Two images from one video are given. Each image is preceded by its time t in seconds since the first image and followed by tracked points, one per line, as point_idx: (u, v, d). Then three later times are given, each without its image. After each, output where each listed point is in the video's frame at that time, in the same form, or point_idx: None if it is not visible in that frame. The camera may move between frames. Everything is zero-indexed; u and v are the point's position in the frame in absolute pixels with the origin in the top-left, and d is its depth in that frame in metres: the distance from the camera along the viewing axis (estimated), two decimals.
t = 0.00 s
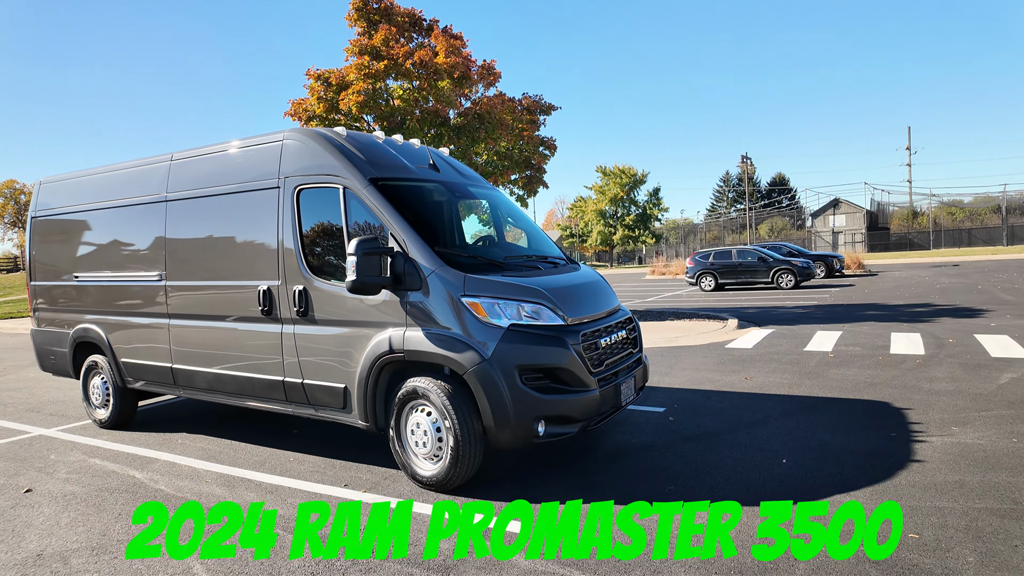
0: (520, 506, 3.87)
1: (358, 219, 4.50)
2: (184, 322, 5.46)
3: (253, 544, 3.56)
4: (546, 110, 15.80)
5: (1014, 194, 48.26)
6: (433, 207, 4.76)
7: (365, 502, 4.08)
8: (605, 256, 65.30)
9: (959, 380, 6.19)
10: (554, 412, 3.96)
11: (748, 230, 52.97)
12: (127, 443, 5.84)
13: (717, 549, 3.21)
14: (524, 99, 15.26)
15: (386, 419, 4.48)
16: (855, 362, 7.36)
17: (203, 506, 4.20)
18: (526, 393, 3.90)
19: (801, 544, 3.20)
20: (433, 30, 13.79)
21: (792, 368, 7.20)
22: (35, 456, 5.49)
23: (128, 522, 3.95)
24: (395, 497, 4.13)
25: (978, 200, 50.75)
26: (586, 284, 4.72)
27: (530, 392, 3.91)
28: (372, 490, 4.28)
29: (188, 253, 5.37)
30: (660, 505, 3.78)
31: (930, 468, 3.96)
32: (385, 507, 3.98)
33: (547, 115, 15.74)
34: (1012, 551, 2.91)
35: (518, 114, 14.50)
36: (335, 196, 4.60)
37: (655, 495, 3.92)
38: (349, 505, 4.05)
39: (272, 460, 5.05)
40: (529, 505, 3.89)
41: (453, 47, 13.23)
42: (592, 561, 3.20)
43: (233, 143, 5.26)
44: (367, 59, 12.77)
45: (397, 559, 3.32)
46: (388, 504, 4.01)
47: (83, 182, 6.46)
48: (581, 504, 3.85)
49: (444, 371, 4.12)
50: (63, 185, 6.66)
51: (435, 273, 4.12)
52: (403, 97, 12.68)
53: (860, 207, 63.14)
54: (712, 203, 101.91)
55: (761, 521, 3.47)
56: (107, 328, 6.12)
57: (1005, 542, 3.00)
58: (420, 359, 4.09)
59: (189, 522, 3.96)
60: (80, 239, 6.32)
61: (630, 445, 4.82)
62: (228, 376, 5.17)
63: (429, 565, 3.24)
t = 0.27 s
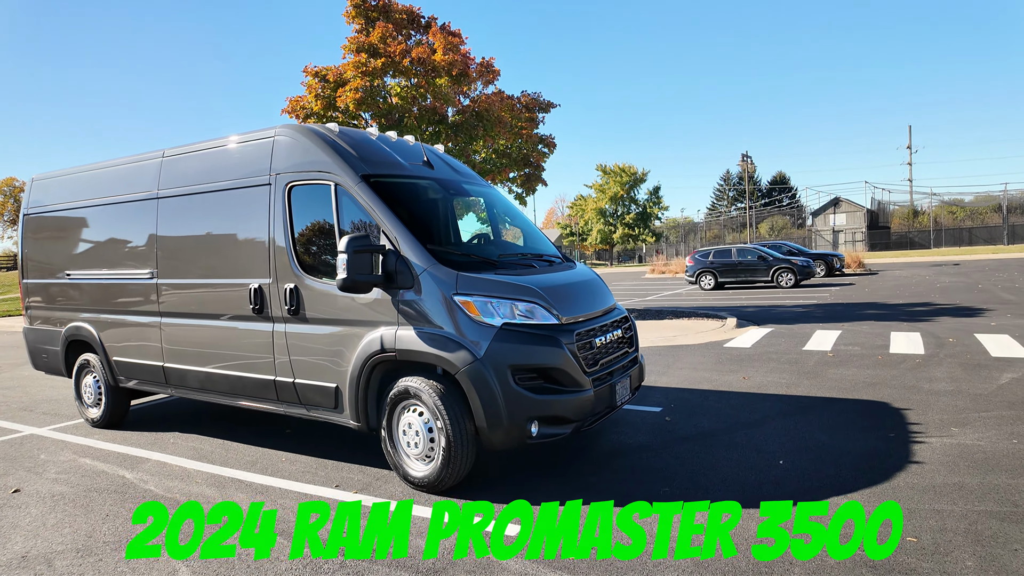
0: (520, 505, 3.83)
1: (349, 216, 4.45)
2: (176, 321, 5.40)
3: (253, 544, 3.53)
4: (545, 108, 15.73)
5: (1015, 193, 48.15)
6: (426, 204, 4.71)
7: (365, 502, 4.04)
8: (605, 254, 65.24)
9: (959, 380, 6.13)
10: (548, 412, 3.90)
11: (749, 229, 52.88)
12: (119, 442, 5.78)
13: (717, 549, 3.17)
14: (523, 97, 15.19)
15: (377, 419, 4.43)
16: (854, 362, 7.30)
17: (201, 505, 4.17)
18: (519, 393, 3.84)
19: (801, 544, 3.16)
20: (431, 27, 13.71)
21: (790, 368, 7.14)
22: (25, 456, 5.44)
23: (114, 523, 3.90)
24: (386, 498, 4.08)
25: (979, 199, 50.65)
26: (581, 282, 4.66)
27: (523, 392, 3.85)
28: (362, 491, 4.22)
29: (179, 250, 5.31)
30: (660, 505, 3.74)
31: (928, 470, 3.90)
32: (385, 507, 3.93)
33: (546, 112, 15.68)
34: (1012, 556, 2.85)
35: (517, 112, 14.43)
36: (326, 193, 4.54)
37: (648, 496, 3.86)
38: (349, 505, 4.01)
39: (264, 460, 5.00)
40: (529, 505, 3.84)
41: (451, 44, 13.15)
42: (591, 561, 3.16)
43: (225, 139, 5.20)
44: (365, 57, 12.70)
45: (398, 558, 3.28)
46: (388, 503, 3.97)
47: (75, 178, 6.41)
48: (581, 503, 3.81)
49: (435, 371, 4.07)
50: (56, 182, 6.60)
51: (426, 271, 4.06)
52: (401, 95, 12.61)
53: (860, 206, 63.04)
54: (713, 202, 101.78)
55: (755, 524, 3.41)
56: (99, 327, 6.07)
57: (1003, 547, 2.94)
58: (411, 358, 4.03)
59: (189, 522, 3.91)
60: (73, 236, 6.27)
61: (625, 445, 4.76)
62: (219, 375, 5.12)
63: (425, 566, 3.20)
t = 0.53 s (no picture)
0: (520, 505, 3.79)
1: (336, 213, 4.40)
2: (164, 318, 5.36)
3: (252, 544, 3.48)
4: (543, 105, 15.67)
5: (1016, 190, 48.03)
6: (414, 201, 4.65)
7: (366, 502, 3.99)
8: (605, 252, 65.20)
9: (956, 378, 6.07)
10: (536, 411, 3.85)
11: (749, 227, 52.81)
12: (108, 441, 5.74)
13: (717, 549, 3.13)
14: (520, 94, 15.14)
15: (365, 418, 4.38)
16: (850, 360, 7.25)
17: (189, 504, 4.13)
18: (506, 392, 3.79)
19: (801, 544, 3.12)
20: (427, 24, 13.65)
21: (786, 366, 7.09)
22: (13, 455, 5.40)
23: (97, 524, 3.85)
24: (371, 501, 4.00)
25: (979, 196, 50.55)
26: (573, 280, 4.61)
27: (510, 391, 3.80)
28: (349, 491, 4.18)
29: (168, 248, 5.27)
30: (660, 505, 3.69)
31: (922, 470, 3.85)
32: (385, 506, 3.89)
33: (544, 110, 15.62)
34: (1005, 558, 2.80)
35: (514, 109, 14.38)
36: (313, 190, 4.50)
37: (638, 497, 3.81)
38: (350, 505, 3.96)
39: (252, 459, 4.95)
40: (530, 505, 3.80)
41: (448, 40, 13.09)
42: (591, 561, 3.13)
43: (212, 136, 5.15)
44: (360, 53, 12.63)
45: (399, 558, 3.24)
46: (388, 503, 3.92)
47: (64, 175, 6.36)
48: (581, 503, 3.77)
49: (421, 369, 4.01)
50: (45, 178, 6.55)
51: (413, 268, 4.01)
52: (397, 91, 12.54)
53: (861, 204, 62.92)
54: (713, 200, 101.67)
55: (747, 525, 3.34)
56: (89, 324, 6.03)
57: (995, 549, 2.89)
58: (398, 356, 3.98)
59: (181, 522, 3.86)
60: (62, 233, 6.22)
61: (616, 445, 4.71)
62: (207, 373, 5.07)
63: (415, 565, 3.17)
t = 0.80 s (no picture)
0: (521, 505, 3.77)
1: (321, 212, 4.38)
2: (152, 319, 5.34)
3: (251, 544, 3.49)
4: (541, 103, 15.62)
5: (1020, 187, 47.75)
6: (402, 200, 4.62)
7: (366, 502, 3.99)
8: (607, 250, 65.13)
9: (951, 378, 6.02)
10: (521, 412, 3.81)
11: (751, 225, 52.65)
12: (98, 442, 5.73)
13: (717, 549, 3.12)
14: (518, 92, 15.09)
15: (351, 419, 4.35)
16: (846, 359, 7.19)
17: (173, 506, 4.10)
18: (491, 393, 3.76)
19: (801, 545, 3.10)
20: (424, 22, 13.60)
21: (781, 365, 7.04)
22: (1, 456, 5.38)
23: (79, 526, 3.83)
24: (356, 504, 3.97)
25: (983, 194, 50.30)
26: (562, 279, 4.56)
27: (495, 392, 3.76)
28: (335, 493, 4.15)
29: (156, 248, 5.24)
30: (660, 505, 3.67)
31: (912, 472, 3.80)
32: (387, 506, 3.90)
33: (542, 108, 15.56)
34: (991, 562, 2.75)
35: (512, 107, 14.33)
36: (299, 189, 4.47)
37: (625, 499, 3.77)
38: (350, 505, 3.95)
39: (240, 460, 4.93)
40: (530, 505, 3.79)
41: (445, 38, 13.04)
42: (591, 561, 3.12)
43: (200, 135, 5.12)
44: (357, 52, 12.59)
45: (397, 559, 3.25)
46: (388, 504, 3.92)
47: (54, 174, 6.34)
48: (581, 502, 3.75)
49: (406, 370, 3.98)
50: (36, 178, 6.53)
51: (398, 267, 3.98)
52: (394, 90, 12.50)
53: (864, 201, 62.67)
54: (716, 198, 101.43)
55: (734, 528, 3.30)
56: (79, 324, 6.02)
57: (981, 552, 2.84)
58: (382, 357, 3.95)
59: (166, 523, 3.84)
60: (53, 233, 6.21)
61: (605, 446, 4.67)
62: (195, 374, 5.05)
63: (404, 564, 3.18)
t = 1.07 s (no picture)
0: (520, 505, 3.79)
1: (313, 215, 4.39)
2: (149, 321, 5.37)
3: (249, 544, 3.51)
4: (545, 103, 15.58)
5: None
6: (394, 202, 4.61)
7: (361, 504, 4.00)
8: (615, 250, 64.94)
9: (954, 381, 5.94)
10: (511, 416, 3.80)
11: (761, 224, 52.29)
12: (97, 442, 5.77)
13: (717, 549, 3.15)
14: (523, 92, 15.07)
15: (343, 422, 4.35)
16: (849, 361, 7.12)
17: (166, 507, 4.12)
18: (480, 397, 3.74)
19: (801, 546, 3.11)
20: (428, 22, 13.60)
21: (783, 367, 6.98)
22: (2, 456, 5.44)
23: (73, 527, 3.86)
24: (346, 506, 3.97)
25: (997, 192, 49.64)
26: (556, 281, 4.52)
27: (484, 395, 3.75)
28: (326, 496, 4.15)
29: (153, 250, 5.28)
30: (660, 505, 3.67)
31: (908, 477, 3.75)
32: (386, 507, 3.93)
33: (547, 108, 15.52)
34: (982, 571, 2.70)
35: (517, 107, 14.30)
36: (291, 192, 4.49)
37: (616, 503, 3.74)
38: (350, 505, 3.98)
39: (235, 462, 4.95)
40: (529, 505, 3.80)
41: (449, 39, 13.04)
42: (592, 561, 3.14)
43: (197, 138, 5.15)
44: (360, 53, 12.61)
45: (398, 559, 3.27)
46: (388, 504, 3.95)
47: (55, 177, 6.39)
48: (581, 503, 3.77)
49: (397, 373, 3.98)
50: (38, 180, 6.59)
51: (388, 270, 3.98)
52: (397, 90, 12.51)
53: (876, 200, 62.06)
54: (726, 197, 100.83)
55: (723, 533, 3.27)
56: (79, 325, 6.07)
57: (973, 561, 2.80)
58: (373, 360, 3.95)
59: (159, 524, 3.86)
60: (54, 235, 6.26)
61: (599, 449, 4.65)
62: (191, 375, 5.08)
63: (397, 564, 3.21)
